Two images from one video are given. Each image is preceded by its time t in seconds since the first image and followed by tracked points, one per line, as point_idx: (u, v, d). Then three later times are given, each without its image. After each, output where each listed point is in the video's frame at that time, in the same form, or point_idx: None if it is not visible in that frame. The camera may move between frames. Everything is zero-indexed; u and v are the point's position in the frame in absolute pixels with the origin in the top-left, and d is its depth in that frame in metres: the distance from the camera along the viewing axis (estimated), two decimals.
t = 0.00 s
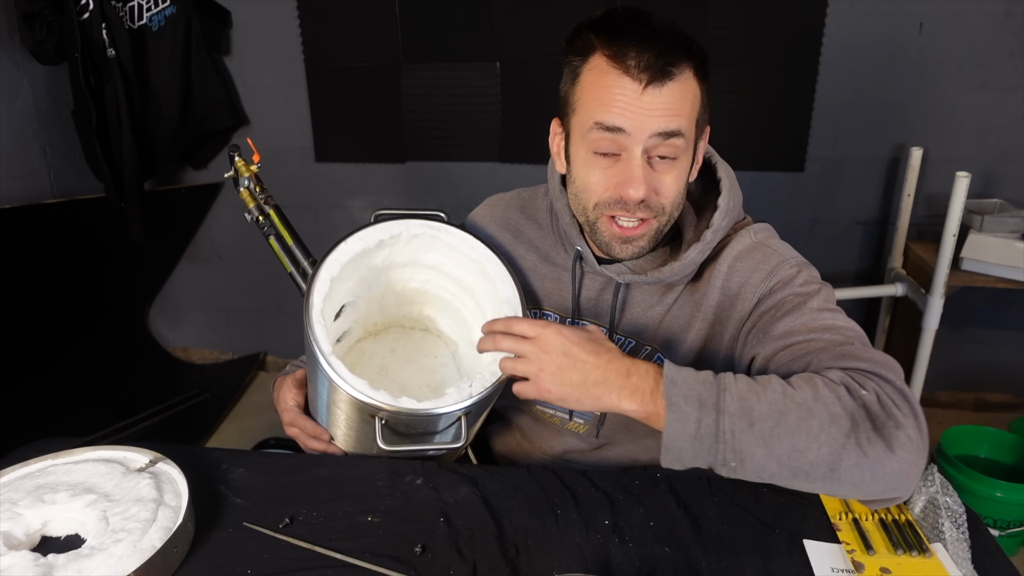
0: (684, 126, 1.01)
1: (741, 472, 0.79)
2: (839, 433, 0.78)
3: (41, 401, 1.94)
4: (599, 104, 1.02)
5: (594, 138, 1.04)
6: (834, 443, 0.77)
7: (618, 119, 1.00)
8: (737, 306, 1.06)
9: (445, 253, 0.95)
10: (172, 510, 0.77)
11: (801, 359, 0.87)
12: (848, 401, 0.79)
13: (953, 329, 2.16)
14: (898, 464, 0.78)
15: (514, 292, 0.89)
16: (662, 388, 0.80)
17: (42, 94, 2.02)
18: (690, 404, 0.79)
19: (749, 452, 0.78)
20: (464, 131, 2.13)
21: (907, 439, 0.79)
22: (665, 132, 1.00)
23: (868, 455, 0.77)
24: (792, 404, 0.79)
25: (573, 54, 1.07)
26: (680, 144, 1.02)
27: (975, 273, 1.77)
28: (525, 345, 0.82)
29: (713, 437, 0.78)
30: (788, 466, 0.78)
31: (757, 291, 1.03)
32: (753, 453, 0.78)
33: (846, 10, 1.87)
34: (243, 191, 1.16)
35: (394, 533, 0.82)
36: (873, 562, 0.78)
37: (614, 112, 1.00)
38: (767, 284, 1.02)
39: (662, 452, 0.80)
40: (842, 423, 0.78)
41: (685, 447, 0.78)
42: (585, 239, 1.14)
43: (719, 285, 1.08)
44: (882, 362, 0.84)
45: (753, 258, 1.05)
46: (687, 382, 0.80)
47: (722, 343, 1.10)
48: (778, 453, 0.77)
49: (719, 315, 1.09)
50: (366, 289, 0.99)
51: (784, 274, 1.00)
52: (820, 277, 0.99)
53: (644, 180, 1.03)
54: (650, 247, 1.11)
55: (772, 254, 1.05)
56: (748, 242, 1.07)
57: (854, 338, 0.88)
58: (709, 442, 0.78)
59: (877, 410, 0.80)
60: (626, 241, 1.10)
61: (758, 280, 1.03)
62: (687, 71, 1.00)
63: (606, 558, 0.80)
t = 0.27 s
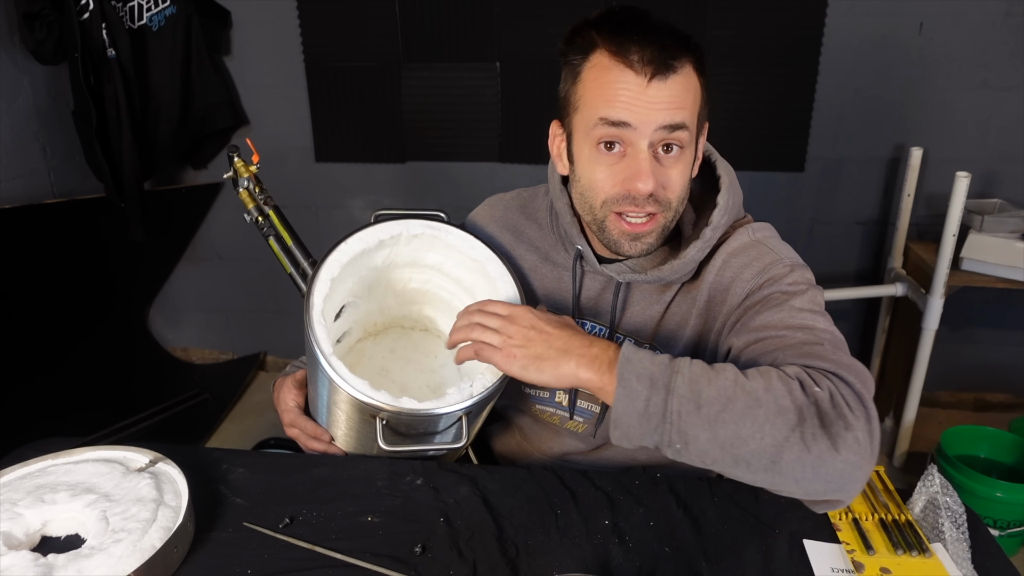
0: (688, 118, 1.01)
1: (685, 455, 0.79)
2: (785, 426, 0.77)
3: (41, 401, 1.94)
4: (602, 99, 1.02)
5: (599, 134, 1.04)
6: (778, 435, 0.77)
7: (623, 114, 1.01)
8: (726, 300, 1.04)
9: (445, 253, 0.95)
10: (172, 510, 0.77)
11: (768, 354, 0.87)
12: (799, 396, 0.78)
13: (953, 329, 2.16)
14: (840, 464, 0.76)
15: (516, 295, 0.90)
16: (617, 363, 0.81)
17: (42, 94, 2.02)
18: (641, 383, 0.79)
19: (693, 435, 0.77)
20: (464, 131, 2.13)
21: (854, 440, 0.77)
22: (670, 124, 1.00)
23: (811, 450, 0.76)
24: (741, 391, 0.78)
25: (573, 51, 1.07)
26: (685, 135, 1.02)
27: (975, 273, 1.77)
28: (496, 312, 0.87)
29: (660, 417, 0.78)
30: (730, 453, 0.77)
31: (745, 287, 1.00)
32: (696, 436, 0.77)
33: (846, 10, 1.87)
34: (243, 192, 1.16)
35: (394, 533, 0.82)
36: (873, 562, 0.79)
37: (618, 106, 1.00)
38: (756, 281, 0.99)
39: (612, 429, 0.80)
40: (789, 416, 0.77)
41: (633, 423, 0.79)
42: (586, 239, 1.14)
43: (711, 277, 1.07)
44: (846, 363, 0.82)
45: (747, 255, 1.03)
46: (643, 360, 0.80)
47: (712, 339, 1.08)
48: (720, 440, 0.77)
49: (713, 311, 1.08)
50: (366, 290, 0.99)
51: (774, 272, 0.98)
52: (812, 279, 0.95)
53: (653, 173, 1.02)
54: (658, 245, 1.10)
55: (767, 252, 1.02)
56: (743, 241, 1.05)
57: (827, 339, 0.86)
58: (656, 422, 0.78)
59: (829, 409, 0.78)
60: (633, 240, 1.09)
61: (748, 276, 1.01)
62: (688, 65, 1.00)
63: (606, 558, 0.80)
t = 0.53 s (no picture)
0: (684, 106, 1.02)
1: (652, 455, 0.79)
2: (748, 427, 0.77)
3: (41, 401, 1.94)
4: (599, 89, 1.02)
5: (597, 124, 1.04)
6: (742, 436, 0.77)
7: (620, 102, 1.01)
8: (717, 297, 1.03)
9: (444, 253, 0.95)
10: (172, 510, 0.77)
11: (746, 354, 0.87)
12: (764, 398, 0.78)
13: (953, 329, 2.16)
14: (804, 467, 0.76)
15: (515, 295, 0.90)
16: (588, 365, 0.82)
17: (42, 94, 2.02)
18: (608, 383, 0.80)
19: (658, 435, 0.78)
20: (465, 131, 2.13)
21: (817, 443, 0.77)
22: (667, 111, 1.01)
23: (773, 452, 0.76)
24: (706, 392, 0.78)
25: (568, 46, 1.07)
26: (681, 122, 1.03)
27: (975, 273, 1.77)
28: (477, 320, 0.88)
29: (627, 416, 0.79)
30: (695, 453, 0.77)
31: (736, 284, 0.99)
32: (661, 437, 0.78)
33: (846, 10, 1.87)
34: (243, 193, 1.16)
35: (394, 533, 0.82)
36: (873, 562, 0.79)
37: (615, 95, 1.01)
38: (746, 278, 0.98)
39: (585, 427, 0.82)
40: (755, 418, 0.77)
41: (602, 423, 0.80)
42: (582, 236, 1.13)
43: (704, 272, 1.06)
44: (817, 365, 0.82)
45: (739, 252, 1.02)
46: (612, 361, 0.81)
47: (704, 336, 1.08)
48: (683, 442, 0.77)
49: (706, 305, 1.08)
50: (365, 290, 0.99)
51: (765, 270, 0.96)
52: (804, 279, 0.94)
53: (653, 159, 1.02)
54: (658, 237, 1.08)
55: (759, 250, 1.01)
56: (734, 238, 1.04)
57: (807, 340, 0.85)
58: (625, 421, 0.79)
59: (795, 410, 0.78)
60: (632, 235, 1.08)
61: (739, 273, 1.00)
62: (682, 55, 1.02)
63: (606, 558, 0.80)
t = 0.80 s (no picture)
0: (682, 105, 1.02)
1: (654, 451, 0.80)
2: (750, 428, 0.77)
3: (41, 401, 1.94)
4: (597, 90, 1.02)
5: (596, 125, 1.04)
6: (744, 436, 0.77)
7: (619, 103, 1.01)
8: (718, 296, 1.03)
9: (444, 253, 0.95)
10: (172, 510, 0.77)
11: (747, 353, 0.87)
12: (767, 398, 0.78)
13: (953, 329, 2.16)
14: (805, 469, 0.77)
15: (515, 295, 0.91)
16: (593, 361, 0.82)
17: (42, 94, 2.02)
18: (612, 380, 0.81)
19: (661, 433, 0.78)
20: (465, 131, 2.13)
21: (818, 446, 0.77)
22: (665, 111, 1.01)
23: (774, 454, 0.77)
24: (710, 392, 0.79)
25: (564, 47, 1.07)
26: (679, 121, 1.03)
27: (975, 274, 1.77)
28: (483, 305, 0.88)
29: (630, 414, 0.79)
30: (697, 452, 0.78)
31: (736, 284, 0.99)
32: (663, 434, 0.78)
33: (846, 10, 1.88)
34: (243, 193, 1.16)
35: (394, 533, 0.82)
36: (873, 562, 0.79)
37: (612, 96, 1.01)
38: (748, 278, 0.98)
39: (586, 422, 0.83)
40: (757, 418, 0.78)
41: (605, 420, 0.80)
42: (583, 234, 1.13)
43: (705, 271, 1.06)
44: (820, 367, 0.82)
45: (741, 252, 1.02)
46: (617, 359, 0.82)
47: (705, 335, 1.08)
48: (686, 440, 0.78)
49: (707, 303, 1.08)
50: (365, 290, 0.99)
51: (767, 271, 0.96)
52: (805, 280, 0.94)
53: (652, 159, 1.02)
54: (660, 229, 1.08)
55: (761, 251, 1.01)
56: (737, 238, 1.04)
57: (808, 342, 0.85)
58: (627, 418, 0.80)
59: (797, 411, 0.78)
60: (635, 225, 1.07)
61: (740, 273, 1.00)
62: (679, 55, 1.02)
63: (606, 558, 0.80)
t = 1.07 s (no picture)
0: (687, 109, 1.02)
1: (637, 456, 0.80)
2: (727, 431, 0.78)
3: (41, 401, 1.93)
4: (602, 96, 1.02)
5: (601, 132, 1.04)
6: (721, 440, 0.77)
7: (624, 110, 1.01)
8: (715, 296, 1.04)
9: (446, 253, 0.96)
10: (172, 510, 0.77)
11: (735, 356, 0.88)
12: (744, 402, 0.79)
13: (953, 329, 2.16)
14: (783, 471, 0.77)
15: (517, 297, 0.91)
16: (577, 367, 0.83)
17: (42, 94, 2.02)
18: (595, 386, 0.81)
19: (641, 437, 0.79)
20: (464, 131, 2.13)
21: (795, 447, 0.77)
22: (672, 116, 1.00)
23: (751, 456, 0.77)
24: (688, 396, 0.79)
25: (568, 52, 1.07)
26: (684, 126, 1.03)
27: (975, 274, 1.77)
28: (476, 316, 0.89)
29: (612, 418, 0.80)
30: (677, 456, 0.79)
31: (734, 284, 0.99)
32: (643, 438, 0.79)
33: (846, 10, 1.88)
34: (243, 192, 1.16)
35: (394, 533, 0.82)
36: (873, 562, 0.78)
37: (618, 103, 1.01)
38: (745, 278, 0.98)
39: (574, 428, 0.83)
40: (734, 421, 0.78)
41: (589, 423, 0.81)
42: (585, 236, 1.13)
43: (703, 273, 1.06)
44: (801, 370, 0.82)
45: (740, 253, 1.02)
46: (600, 363, 0.82)
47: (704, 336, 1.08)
48: (665, 444, 0.79)
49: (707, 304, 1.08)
50: (366, 289, 0.99)
51: (764, 271, 0.96)
52: (802, 281, 0.94)
53: (660, 165, 1.02)
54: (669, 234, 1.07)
55: (760, 251, 1.00)
56: (735, 239, 1.04)
57: (797, 344, 0.85)
58: (610, 423, 0.80)
59: (775, 414, 0.79)
60: (644, 232, 1.06)
61: (738, 272, 1.00)
62: (682, 59, 1.02)
63: (606, 558, 0.80)
